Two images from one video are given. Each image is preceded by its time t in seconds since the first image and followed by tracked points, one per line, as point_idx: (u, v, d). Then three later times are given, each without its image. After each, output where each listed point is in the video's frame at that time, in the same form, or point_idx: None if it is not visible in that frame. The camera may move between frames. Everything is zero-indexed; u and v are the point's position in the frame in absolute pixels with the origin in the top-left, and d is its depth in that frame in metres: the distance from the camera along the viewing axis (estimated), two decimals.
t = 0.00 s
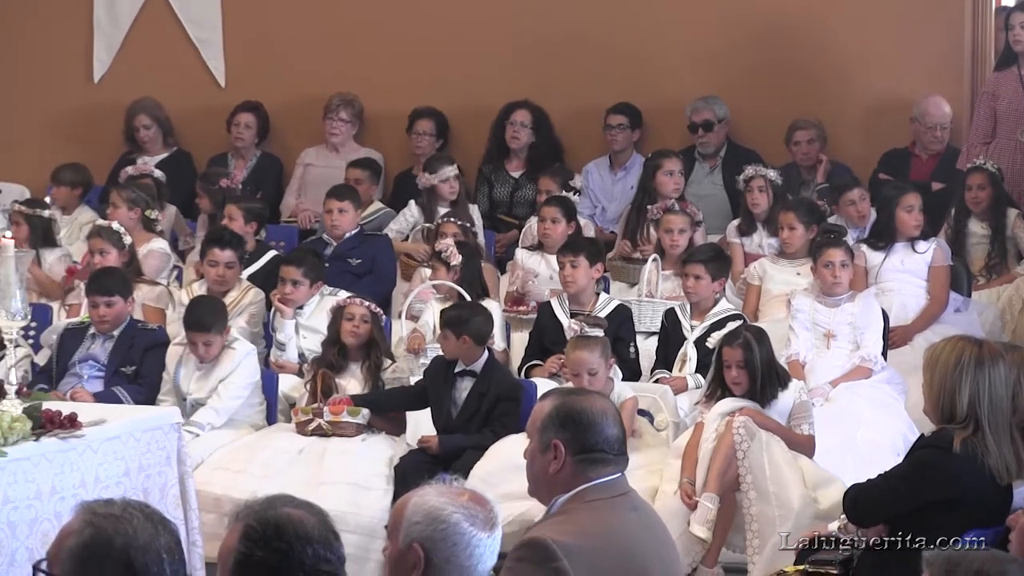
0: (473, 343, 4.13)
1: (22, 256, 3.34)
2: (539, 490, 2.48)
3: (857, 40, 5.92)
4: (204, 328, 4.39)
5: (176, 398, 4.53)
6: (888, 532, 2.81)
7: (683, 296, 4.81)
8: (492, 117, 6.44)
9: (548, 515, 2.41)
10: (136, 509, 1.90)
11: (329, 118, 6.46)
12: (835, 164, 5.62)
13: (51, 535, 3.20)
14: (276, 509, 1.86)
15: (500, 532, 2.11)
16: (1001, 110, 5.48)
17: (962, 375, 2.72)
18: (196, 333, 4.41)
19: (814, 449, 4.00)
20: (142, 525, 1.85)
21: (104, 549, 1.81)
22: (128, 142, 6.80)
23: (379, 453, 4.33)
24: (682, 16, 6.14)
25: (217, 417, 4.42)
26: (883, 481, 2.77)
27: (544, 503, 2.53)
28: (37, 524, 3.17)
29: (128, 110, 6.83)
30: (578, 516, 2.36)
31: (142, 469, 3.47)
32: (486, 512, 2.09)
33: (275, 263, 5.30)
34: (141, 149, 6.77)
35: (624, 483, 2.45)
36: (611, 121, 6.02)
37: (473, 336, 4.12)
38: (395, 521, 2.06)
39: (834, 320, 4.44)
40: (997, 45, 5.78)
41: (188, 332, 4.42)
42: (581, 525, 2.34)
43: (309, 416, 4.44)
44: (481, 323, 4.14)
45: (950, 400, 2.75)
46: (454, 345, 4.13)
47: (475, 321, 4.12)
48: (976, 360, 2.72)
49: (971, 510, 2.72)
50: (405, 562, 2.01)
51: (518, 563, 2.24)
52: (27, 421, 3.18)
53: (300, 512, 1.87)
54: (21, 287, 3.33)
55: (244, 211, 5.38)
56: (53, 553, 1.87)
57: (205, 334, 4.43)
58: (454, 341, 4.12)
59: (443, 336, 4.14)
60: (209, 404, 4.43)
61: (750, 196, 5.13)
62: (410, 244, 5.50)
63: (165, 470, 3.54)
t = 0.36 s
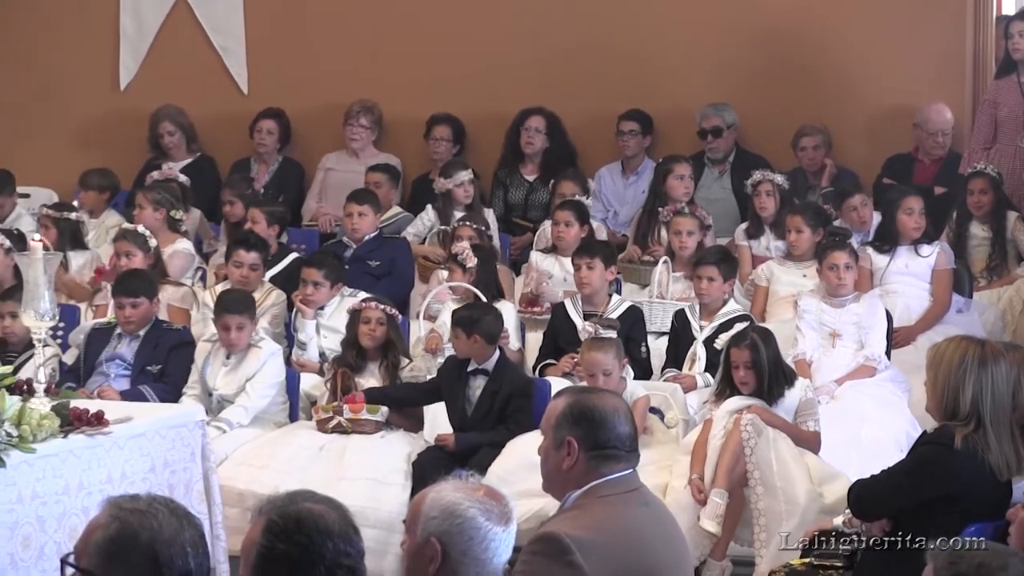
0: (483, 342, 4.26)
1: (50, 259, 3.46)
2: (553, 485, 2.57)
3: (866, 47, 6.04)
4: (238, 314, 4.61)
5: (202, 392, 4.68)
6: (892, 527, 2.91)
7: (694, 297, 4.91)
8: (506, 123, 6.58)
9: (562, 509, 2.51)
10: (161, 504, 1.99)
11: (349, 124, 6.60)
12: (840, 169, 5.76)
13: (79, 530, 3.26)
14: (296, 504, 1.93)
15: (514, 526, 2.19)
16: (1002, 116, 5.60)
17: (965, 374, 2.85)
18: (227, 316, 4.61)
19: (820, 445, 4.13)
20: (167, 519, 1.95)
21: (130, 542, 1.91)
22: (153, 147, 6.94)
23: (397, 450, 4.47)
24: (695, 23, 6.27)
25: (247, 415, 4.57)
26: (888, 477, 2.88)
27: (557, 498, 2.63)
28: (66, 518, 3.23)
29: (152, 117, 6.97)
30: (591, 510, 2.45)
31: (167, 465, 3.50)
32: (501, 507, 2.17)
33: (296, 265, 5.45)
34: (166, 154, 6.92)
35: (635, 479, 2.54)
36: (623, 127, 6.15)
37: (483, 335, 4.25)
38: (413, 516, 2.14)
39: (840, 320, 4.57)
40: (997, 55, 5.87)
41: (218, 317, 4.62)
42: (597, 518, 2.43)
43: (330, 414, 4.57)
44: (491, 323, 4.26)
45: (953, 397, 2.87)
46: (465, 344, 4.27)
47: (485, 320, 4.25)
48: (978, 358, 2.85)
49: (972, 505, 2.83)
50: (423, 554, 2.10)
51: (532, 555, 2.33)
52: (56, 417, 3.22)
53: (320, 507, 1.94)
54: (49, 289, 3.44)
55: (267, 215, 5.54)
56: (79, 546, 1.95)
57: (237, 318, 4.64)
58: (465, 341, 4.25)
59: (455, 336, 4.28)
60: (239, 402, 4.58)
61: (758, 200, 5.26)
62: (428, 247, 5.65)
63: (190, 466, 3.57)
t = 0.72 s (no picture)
0: (495, 335, 4.40)
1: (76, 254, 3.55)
2: (565, 475, 2.67)
3: (873, 48, 6.14)
4: (264, 300, 4.79)
5: (226, 382, 4.82)
6: (894, 515, 2.98)
7: (702, 292, 5.02)
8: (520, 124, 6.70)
9: (575, 499, 2.61)
10: (185, 494, 2.09)
11: (365, 125, 6.74)
12: (845, 168, 5.88)
13: (105, 518, 3.41)
14: (315, 494, 2.04)
15: (525, 515, 2.30)
16: (1001, 117, 5.71)
17: (966, 368, 2.92)
18: (251, 301, 4.79)
19: (824, 436, 4.25)
20: (190, 508, 2.04)
21: (155, 531, 2.00)
22: (175, 148, 7.10)
23: (413, 441, 4.61)
24: (705, 26, 6.38)
25: (265, 406, 4.73)
26: (891, 469, 2.94)
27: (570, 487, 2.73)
28: (92, 508, 3.38)
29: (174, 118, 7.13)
30: (602, 499, 2.55)
31: (190, 456, 3.66)
32: (514, 496, 2.28)
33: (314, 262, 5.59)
34: (188, 155, 7.07)
35: (644, 469, 2.63)
36: (632, 127, 6.28)
37: (495, 329, 4.39)
38: (430, 507, 2.26)
39: (843, 315, 4.68)
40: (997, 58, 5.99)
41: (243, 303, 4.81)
42: (607, 506, 2.53)
43: (348, 406, 4.74)
44: (502, 317, 4.40)
45: (954, 391, 2.94)
46: (478, 339, 4.40)
47: (495, 315, 4.39)
48: (979, 352, 2.92)
49: (974, 495, 2.90)
50: (439, 543, 2.22)
51: (544, 545, 2.46)
52: (82, 410, 3.35)
53: (339, 496, 2.05)
54: (76, 283, 3.53)
55: (287, 213, 5.70)
56: (106, 535, 2.05)
57: (262, 303, 4.82)
58: (477, 335, 4.38)
59: (467, 331, 4.41)
60: (258, 393, 4.75)
61: (763, 198, 5.38)
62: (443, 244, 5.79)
63: (212, 457, 3.74)
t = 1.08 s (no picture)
0: (509, 324, 4.55)
1: (104, 250, 3.63)
2: (577, 463, 2.68)
3: (882, 49, 6.26)
4: (283, 293, 4.92)
5: (250, 374, 4.96)
6: (898, 502, 3.00)
7: (711, 286, 5.14)
8: (534, 122, 6.83)
9: (586, 488, 2.62)
10: (209, 481, 2.00)
11: (384, 123, 6.88)
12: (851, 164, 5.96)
13: (131, 506, 3.38)
14: (336, 481, 1.95)
15: (541, 500, 2.29)
16: (1002, 115, 5.78)
17: (969, 357, 2.96)
18: (271, 295, 4.93)
19: (830, 427, 4.38)
20: (214, 494, 1.95)
21: (178, 518, 1.92)
22: (198, 146, 7.26)
23: (431, 430, 4.69)
24: (717, 26, 6.51)
25: (289, 395, 4.87)
26: (896, 457, 2.97)
27: (582, 475, 2.74)
28: (118, 496, 3.35)
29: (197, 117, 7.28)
30: (613, 485, 2.56)
31: (214, 445, 3.63)
32: (529, 483, 2.26)
33: (335, 256, 5.74)
34: (210, 153, 7.23)
35: (654, 457, 2.64)
36: (642, 125, 6.42)
37: (508, 317, 4.54)
38: (446, 494, 2.25)
39: (849, 307, 4.82)
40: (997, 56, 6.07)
41: (263, 296, 4.93)
42: (619, 493, 2.53)
43: (367, 396, 4.83)
44: (514, 307, 4.55)
45: (958, 379, 2.98)
46: (492, 329, 4.55)
47: (508, 304, 4.54)
48: (981, 340, 2.96)
49: (979, 482, 2.95)
50: (455, 528, 2.22)
51: (560, 530, 2.47)
52: (109, 399, 3.34)
53: (359, 484, 1.96)
54: (104, 277, 3.62)
55: (308, 208, 5.85)
56: (131, 522, 1.97)
57: (281, 297, 4.96)
58: (492, 325, 4.54)
59: (482, 321, 4.57)
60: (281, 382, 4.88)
61: (771, 193, 5.51)
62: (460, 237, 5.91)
63: (235, 445, 3.70)
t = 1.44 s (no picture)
0: (523, 315, 4.69)
1: (128, 244, 3.69)
2: (588, 451, 2.74)
3: (889, 51, 6.38)
4: (304, 297, 4.99)
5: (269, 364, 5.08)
6: (900, 492, 3.08)
7: (718, 279, 5.27)
8: (546, 120, 6.97)
9: (597, 476, 2.68)
10: (229, 468, 2.02)
11: (401, 120, 7.03)
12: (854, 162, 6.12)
13: (154, 491, 3.44)
14: (355, 468, 2.02)
15: (553, 490, 2.32)
16: (1002, 114, 5.89)
17: (970, 351, 3.04)
18: (292, 299, 4.99)
19: (833, 418, 4.52)
20: (235, 481, 1.97)
21: (201, 504, 1.95)
22: (219, 142, 7.41)
23: (446, 419, 4.84)
24: (727, 27, 6.63)
25: (304, 381, 5.00)
26: (899, 447, 3.06)
27: (592, 463, 2.79)
28: (142, 481, 3.40)
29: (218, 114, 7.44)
30: (621, 474, 2.62)
31: (235, 432, 3.70)
32: (541, 471, 2.30)
33: (353, 250, 5.89)
34: (230, 149, 7.37)
35: (663, 447, 2.70)
36: (650, 124, 6.55)
37: (522, 308, 4.67)
38: (460, 482, 2.28)
39: (853, 301, 4.94)
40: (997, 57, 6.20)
41: (284, 300, 5.00)
42: (629, 480, 2.60)
43: (384, 386, 4.96)
44: (528, 298, 4.71)
45: (961, 372, 3.06)
46: (507, 320, 4.69)
47: (521, 296, 4.69)
48: (982, 334, 3.05)
49: (979, 471, 3.02)
50: (470, 514, 2.25)
51: (570, 516, 2.52)
52: (133, 389, 3.41)
53: (376, 471, 2.03)
54: (127, 271, 3.67)
55: (327, 203, 6.01)
56: (153, 507, 2.00)
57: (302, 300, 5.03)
58: (507, 316, 4.67)
59: (497, 313, 4.70)
60: (298, 369, 5.00)
61: (777, 190, 5.64)
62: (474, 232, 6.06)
63: (255, 433, 3.77)
